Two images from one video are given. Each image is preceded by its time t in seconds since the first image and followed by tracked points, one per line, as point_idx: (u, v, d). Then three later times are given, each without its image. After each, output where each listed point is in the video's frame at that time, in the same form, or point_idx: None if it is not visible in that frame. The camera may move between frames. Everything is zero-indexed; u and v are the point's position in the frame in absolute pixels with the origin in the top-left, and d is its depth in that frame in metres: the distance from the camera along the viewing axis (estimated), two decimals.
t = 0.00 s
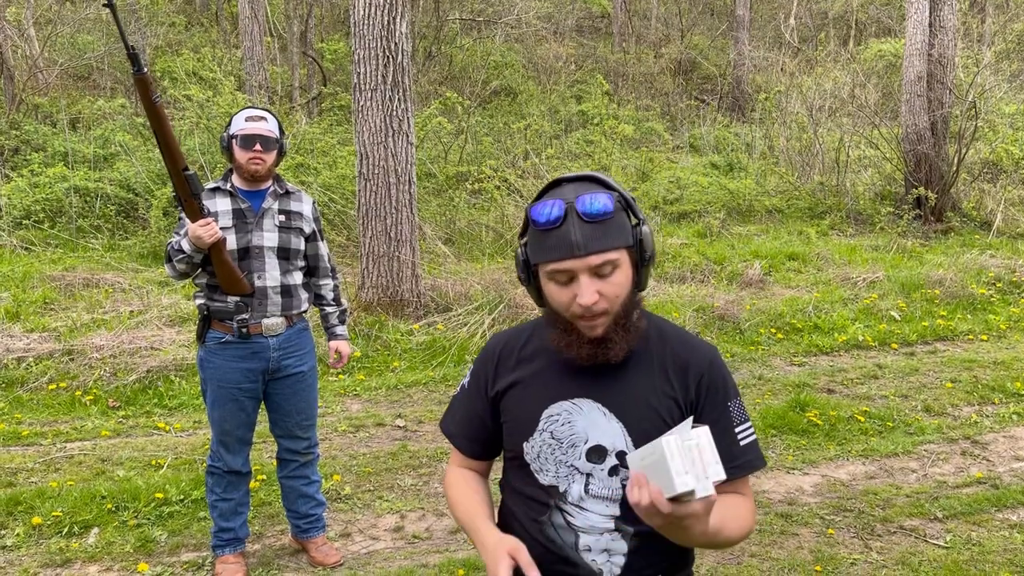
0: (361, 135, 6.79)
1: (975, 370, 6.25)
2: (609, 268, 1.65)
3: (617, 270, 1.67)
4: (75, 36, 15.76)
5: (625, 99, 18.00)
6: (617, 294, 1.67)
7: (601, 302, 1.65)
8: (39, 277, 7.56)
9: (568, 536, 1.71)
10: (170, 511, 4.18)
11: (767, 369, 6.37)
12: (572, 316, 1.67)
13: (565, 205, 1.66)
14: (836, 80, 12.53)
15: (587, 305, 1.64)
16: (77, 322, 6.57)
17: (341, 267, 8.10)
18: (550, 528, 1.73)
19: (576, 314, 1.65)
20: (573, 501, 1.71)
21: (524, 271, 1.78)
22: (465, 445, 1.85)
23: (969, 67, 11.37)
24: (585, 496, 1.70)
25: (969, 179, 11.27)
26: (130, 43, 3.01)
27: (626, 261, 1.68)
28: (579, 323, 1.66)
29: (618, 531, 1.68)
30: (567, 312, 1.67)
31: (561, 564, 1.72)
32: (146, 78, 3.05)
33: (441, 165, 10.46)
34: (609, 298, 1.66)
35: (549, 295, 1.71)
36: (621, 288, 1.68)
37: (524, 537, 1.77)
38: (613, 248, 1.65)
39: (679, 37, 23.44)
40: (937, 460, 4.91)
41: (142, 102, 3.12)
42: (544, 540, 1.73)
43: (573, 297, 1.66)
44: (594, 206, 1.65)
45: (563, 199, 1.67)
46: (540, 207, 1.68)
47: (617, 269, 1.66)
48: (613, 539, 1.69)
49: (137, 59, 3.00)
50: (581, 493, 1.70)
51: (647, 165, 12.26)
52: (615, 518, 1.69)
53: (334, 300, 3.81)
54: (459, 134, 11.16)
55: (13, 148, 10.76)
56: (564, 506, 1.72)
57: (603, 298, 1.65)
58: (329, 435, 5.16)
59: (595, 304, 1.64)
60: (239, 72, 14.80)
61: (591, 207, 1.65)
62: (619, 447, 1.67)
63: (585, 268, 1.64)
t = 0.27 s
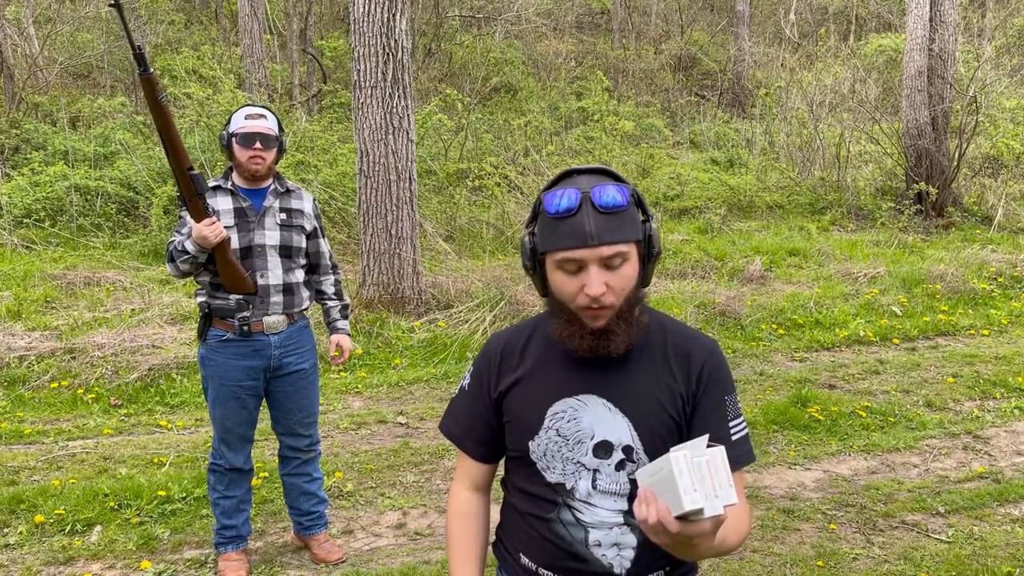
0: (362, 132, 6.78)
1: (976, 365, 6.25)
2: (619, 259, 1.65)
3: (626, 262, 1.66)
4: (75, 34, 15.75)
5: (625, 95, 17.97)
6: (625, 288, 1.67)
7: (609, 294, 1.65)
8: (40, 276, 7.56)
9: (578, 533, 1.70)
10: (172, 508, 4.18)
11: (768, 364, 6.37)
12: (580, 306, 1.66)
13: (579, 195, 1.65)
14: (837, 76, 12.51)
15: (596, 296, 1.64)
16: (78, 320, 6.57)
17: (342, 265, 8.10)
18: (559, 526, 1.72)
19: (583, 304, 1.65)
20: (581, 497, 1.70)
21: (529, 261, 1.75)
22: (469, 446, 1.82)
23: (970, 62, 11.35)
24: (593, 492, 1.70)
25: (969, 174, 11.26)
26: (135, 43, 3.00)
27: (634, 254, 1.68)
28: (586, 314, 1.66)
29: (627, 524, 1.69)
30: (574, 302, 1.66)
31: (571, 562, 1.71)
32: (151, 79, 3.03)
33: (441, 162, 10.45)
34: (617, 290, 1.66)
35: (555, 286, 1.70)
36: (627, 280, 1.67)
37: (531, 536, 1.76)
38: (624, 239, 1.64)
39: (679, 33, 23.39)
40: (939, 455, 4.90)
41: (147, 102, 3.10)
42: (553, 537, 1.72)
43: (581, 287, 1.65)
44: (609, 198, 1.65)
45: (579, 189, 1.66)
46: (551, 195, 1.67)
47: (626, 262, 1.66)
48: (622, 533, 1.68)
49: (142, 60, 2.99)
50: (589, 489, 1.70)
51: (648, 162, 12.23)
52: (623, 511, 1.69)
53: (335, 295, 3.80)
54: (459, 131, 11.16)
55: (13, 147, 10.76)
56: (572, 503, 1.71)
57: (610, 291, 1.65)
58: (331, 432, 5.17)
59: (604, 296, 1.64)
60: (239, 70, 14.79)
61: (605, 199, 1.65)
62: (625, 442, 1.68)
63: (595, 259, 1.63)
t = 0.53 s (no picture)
0: (362, 129, 6.77)
1: (978, 360, 6.24)
2: (581, 249, 1.65)
3: (591, 254, 1.65)
4: (75, 32, 15.73)
5: (625, 91, 17.94)
6: (591, 281, 1.65)
7: (571, 285, 1.65)
8: (41, 274, 7.56)
9: (580, 531, 1.70)
10: (174, 506, 4.19)
11: (770, 360, 6.36)
12: (548, 295, 1.69)
13: (549, 184, 1.69)
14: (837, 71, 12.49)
15: (557, 285, 1.65)
16: (79, 318, 6.57)
17: (343, 262, 8.10)
18: (562, 523, 1.72)
19: (548, 292, 1.68)
20: (584, 496, 1.70)
21: (522, 251, 1.80)
22: (471, 440, 1.82)
23: (971, 57, 11.32)
24: (596, 490, 1.69)
25: (971, 169, 11.24)
26: (139, 40, 2.99)
27: (604, 246, 1.65)
28: (554, 303, 1.68)
29: (629, 523, 1.68)
30: (544, 291, 1.70)
31: (573, 559, 1.71)
32: (157, 77, 3.02)
33: (442, 159, 10.44)
34: (580, 282, 1.65)
35: (535, 273, 1.75)
36: (595, 272, 1.65)
37: (533, 533, 1.76)
38: (585, 229, 1.64)
39: (679, 30, 23.36)
40: (941, 451, 4.90)
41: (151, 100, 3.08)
42: (555, 535, 1.72)
43: (545, 274, 1.68)
44: (573, 189, 1.65)
45: (550, 178, 1.70)
46: (531, 185, 1.73)
47: (590, 252, 1.64)
48: (624, 532, 1.67)
49: (147, 58, 2.98)
50: (592, 487, 1.70)
51: (649, 158, 12.22)
52: (626, 511, 1.68)
53: (336, 292, 3.80)
54: (460, 128, 11.15)
55: (13, 146, 10.76)
56: (574, 501, 1.71)
57: (572, 281, 1.65)
58: (332, 429, 5.17)
59: (565, 286, 1.65)
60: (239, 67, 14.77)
61: (571, 189, 1.65)
62: (628, 441, 1.67)
63: (555, 247, 1.65)
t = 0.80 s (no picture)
0: (363, 128, 6.77)
1: (980, 357, 6.23)
2: (577, 248, 1.64)
3: (587, 252, 1.64)
4: (75, 31, 15.73)
5: (626, 89, 17.91)
6: (588, 279, 1.65)
7: (567, 283, 1.65)
8: (43, 273, 7.56)
9: (576, 529, 1.70)
10: (177, 504, 4.19)
11: (771, 357, 6.36)
12: (546, 295, 1.69)
13: (543, 184, 1.69)
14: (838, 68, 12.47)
15: (554, 284, 1.65)
16: (81, 317, 6.57)
17: (345, 260, 8.10)
18: (559, 521, 1.72)
19: (546, 292, 1.68)
20: (581, 493, 1.70)
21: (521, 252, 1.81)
22: (476, 439, 1.84)
23: (972, 53, 11.30)
24: (592, 488, 1.69)
25: (972, 166, 11.24)
26: (140, 41, 2.98)
27: (599, 244, 1.65)
28: (553, 302, 1.68)
29: (626, 522, 1.67)
30: (542, 290, 1.70)
31: (570, 557, 1.70)
32: (157, 77, 3.01)
33: (442, 157, 10.43)
34: (577, 280, 1.65)
35: (534, 274, 1.74)
36: (591, 271, 1.65)
37: (531, 530, 1.76)
38: (580, 228, 1.64)
39: (680, 27, 23.32)
40: (942, 448, 4.90)
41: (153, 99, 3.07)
42: (552, 532, 1.72)
43: (542, 274, 1.67)
44: (567, 188, 1.65)
45: (544, 178, 1.70)
46: (525, 187, 1.74)
47: (587, 251, 1.64)
48: (620, 530, 1.67)
49: (148, 58, 2.97)
50: (589, 484, 1.69)
51: (650, 155, 12.20)
52: (623, 509, 1.67)
53: (338, 291, 3.81)
54: (461, 126, 11.14)
55: (14, 145, 10.76)
56: (572, 499, 1.71)
57: (570, 279, 1.65)
58: (334, 428, 5.17)
59: (562, 284, 1.65)
60: (239, 66, 14.77)
61: (565, 188, 1.66)
62: (624, 438, 1.65)
63: (551, 246, 1.65)
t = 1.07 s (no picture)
0: (364, 127, 6.77)
1: (980, 356, 6.23)
2: (579, 246, 1.65)
3: (589, 250, 1.65)
4: (76, 31, 15.73)
5: (627, 87, 17.90)
6: (590, 276, 1.65)
7: (569, 281, 1.65)
8: (44, 273, 7.57)
9: (579, 528, 1.70)
10: (178, 503, 4.19)
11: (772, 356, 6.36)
12: (547, 293, 1.69)
13: (545, 182, 1.70)
14: (839, 67, 12.46)
15: (555, 282, 1.66)
16: (82, 316, 6.58)
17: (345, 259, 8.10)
18: (561, 520, 1.72)
19: (548, 290, 1.68)
20: (583, 492, 1.70)
21: (522, 250, 1.82)
22: (477, 439, 1.84)
23: (973, 52, 11.29)
24: (594, 487, 1.69)
25: (973, 164, 11.23)
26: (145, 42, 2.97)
27: (601, 242, 1.66)
28: (555, 301, 1.68)
29: (627, 521, 1.67)
30: (543, 288, 1.71)
31: (572, 556, 1.71)
32: (161, 78, 3.01)
33: (443, 156, 10.43)
34: (579, 278, 1.65)
35: (535, 272, 1.75)
36: (592, 268, 1.65)
37: (533, 530, 1.76)
38: (582, 225, 1.64)
39: (680, 26, 23.29)
40: (943, 446, 4.90)
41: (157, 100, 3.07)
42: (554, 532, 1.72)
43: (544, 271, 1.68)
44: (570, 186, 1.66)
45: (546, 176, 1.71)
46: (527, 184, 1.74)
47: (588, 249, 1.65)
48: (623, 529, 1.67)
49: (151, 59, 2.97)
50: (590, 484, 1.69)
51: (650, 154, 12.19)
52: (625, 508, 1.67)
53: (340, 290, 3.82)
54: (462, 125, 11.14)
55: (15, 144, 10.77)
56: (574, 498, 1.71)
57: (571, 277, 1.65)
58: (335, 427, 5.18)
59: (564, 282, 1.65)
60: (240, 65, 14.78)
61: (568, 186, 1.66)
62: (626, 437, 1.66)
63: (553, 243, 1.65)
